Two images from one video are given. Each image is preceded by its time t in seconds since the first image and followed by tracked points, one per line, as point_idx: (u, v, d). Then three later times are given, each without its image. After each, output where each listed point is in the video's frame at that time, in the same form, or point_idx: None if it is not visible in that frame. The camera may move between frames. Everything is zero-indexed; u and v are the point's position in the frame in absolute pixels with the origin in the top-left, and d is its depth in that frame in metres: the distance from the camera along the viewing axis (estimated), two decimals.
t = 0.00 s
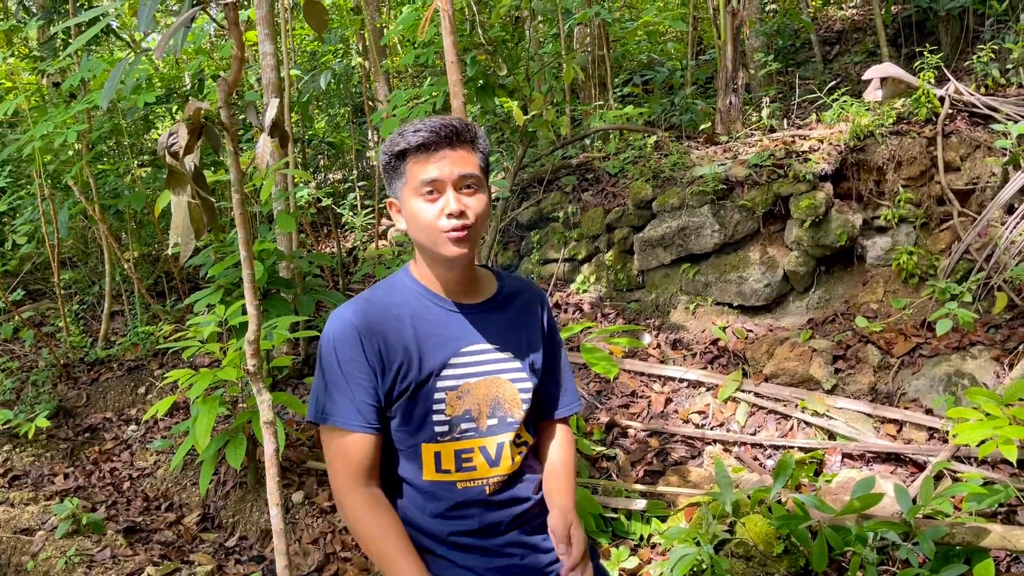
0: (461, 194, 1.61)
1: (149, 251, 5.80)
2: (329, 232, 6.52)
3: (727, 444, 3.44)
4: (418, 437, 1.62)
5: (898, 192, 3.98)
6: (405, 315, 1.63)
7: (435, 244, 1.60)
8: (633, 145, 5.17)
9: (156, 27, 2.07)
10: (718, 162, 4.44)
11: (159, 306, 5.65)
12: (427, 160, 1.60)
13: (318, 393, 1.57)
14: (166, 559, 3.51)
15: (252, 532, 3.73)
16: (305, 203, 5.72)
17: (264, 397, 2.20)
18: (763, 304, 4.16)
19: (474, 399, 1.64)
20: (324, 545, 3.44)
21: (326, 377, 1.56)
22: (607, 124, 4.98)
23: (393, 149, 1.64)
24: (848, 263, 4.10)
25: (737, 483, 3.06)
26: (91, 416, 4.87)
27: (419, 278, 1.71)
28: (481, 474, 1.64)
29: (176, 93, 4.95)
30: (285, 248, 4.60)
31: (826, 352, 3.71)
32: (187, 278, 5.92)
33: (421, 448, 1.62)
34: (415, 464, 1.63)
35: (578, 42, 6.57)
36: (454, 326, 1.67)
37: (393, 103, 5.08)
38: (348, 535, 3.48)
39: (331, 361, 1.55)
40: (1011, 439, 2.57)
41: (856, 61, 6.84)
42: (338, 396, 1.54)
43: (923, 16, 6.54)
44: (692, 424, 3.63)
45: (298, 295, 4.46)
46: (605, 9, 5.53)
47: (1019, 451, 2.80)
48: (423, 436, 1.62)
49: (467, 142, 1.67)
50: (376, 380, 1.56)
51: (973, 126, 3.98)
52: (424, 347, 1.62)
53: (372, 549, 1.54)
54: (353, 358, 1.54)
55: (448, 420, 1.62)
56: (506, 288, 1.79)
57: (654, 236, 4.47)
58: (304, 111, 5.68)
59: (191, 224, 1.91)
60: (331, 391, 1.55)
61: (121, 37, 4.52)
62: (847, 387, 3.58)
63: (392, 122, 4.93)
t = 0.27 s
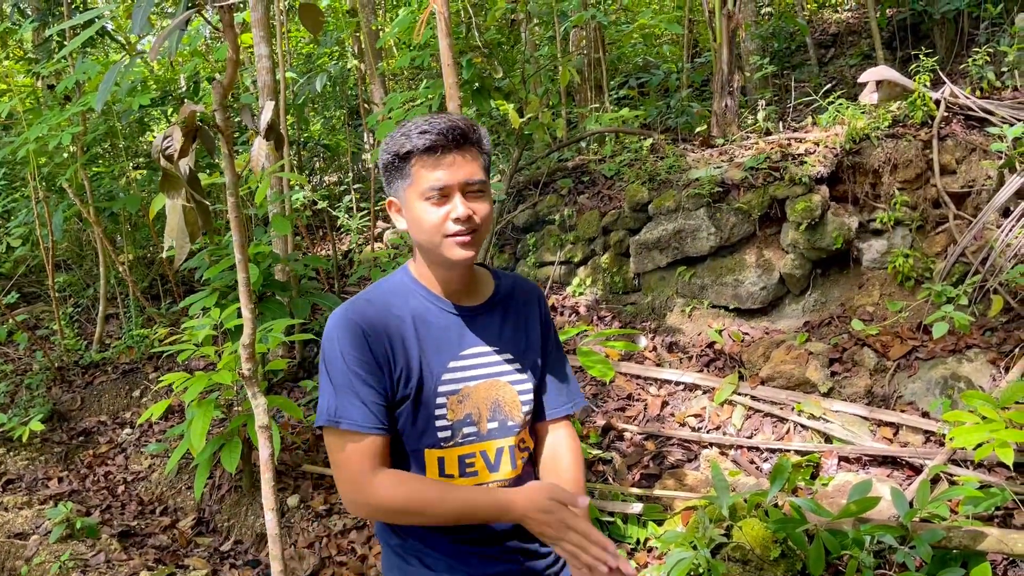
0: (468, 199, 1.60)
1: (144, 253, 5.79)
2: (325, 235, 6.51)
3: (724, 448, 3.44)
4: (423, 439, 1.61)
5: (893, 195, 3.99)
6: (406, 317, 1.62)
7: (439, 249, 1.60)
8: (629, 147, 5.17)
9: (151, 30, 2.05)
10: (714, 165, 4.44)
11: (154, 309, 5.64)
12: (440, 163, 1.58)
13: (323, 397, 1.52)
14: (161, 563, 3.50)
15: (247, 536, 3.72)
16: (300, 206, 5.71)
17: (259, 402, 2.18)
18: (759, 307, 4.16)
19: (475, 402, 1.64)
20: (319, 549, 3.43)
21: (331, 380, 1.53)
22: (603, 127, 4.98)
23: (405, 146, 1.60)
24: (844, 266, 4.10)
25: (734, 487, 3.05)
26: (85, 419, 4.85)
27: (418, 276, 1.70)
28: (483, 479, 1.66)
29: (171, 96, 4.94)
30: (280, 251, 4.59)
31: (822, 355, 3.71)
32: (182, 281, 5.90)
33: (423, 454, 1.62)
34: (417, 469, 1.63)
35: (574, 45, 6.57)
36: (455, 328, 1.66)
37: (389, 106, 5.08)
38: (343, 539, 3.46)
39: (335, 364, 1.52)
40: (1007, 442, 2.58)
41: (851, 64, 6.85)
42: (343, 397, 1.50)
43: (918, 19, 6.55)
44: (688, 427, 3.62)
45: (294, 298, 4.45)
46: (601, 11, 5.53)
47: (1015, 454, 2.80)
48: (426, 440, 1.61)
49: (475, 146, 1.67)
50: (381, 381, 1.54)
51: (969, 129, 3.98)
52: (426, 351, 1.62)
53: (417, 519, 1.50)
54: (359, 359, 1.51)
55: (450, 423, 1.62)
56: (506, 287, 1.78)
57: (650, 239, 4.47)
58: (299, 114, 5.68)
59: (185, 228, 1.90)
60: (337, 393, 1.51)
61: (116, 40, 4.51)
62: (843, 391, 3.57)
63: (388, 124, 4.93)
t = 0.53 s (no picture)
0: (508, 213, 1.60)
1: (139, 256, 5.76)
2: (321, 237, 6.49)
3: (723, 450, 3.43)
4: (433, 445, 1.60)
5: (891, 197, 3.99)
6: (413, 320, 1.58)
7: (488, 261, 1.58)
8: (626, 149, 5.17)
9: (150, 31, 2.04)
10: (711, 167, 4.44)
11: (149, 311, 5.61)
12: (516, 175, 1.55)
13: (330, 409, 1.50)
14: (157, 568, 3.47)
15: (244, 540, 3.69)
16: (296, 208, 5.70)
17: (259, 405, 2.16)
18: (758, 309, 4.15)
19: (483, 405, 1.62)
20: (317, 553, 3.41)
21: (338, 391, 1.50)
22: (600, 129, 4.98)
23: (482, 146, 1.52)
24: (842, 268, 4.10)
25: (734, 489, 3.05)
26: (80, 423, 4.82)
27: (433, 277, 1.65)
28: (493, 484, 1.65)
29: (167, 98, 4.92)
30: (277, 253, 4.57)
31: (820, 357, 3.71)
32: (177, 284, 5.88)
33: (435, 458, 1.60)
34: (427, 473, 1.61)
35: (570, 47, 6.57)
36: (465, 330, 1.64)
37: (385, 108, 5.06)
38: (341, 542, 3.44)
39: (341, 374, 1.50)
40: (1008, 444, 2.59)
41: (846, 66, 6.85)
42: (348, 409, 1.48)
43: (912, 22, 6.57)
44: (687, 430, 3.62)
45: (290, 301, 4.43)
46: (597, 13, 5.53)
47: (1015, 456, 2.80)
48: (436, 445, 1.60)
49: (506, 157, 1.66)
50: (386, 389, 1.52)
51: (966, 132, 3.99)
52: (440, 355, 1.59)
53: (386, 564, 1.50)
54: (366, 368, 1.49)
55: (460, 426, 1.60)
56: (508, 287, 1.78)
57: (648, 241, 4.46)
58: (295, 116, 5.66)
59: (185, 230, 1.88)
60: (342, 405, 1.49)
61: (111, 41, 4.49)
62: (842, 393, 3.57)
63: (384, 127, 4.92)
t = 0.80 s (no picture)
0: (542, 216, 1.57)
1: (132, 258, 5.72)
2: (316, 239, 6.46)
3: (725, 454, 3.42)
4: (477, 454, 1.46)
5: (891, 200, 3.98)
6: (472, 323, 1.40)
7: (530, 263, 1.55)
8: (624, 152, 5.16)
9: (151, 31, 2.01)
10: (710, 170, 4.42)
11: (144, 314, 5.57)
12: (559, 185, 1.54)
13: (374, 419, 1.30)
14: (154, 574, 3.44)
15: (242, 545, 3.66)
16: (292, 211, 5.66)
17: (262, 410, 2.14)
18: (758, 312, 4.14)
19: (524, 413, 1.52)
20: (316, 559, 3.38)
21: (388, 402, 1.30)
22: (597, 131, 4.96)
23: (554, 149, 1.50)
24: (842, 271, 4.09)
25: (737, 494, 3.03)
26: (74, 427, 4.77)
27: (475, 281, 1.49)
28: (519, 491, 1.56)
29: (161, 100, 4.88)
30: (273, 256, 4.53)
31: (822, 360, 3.70)
32: (172, 287, 5.84)
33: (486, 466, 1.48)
34: (466, 481, 1.48)
35: (566, 49, 6.56)
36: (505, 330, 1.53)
37: (382, 110, 5.04)
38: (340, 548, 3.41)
39: (396, 386, 1.29)
40: (1013, 448, 2.57)
41: (841, 69, 6.85)
42: (400, 425, 1.29)
43: (906, 25, 6.58)
44: (688, 434, 3.60)
45: (287, 304, 4.39)
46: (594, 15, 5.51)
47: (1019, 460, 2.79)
48: (484, 453, 1.46)
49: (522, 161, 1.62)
50: (441, 398, 1.34)
51: (965, 135, 4.00)
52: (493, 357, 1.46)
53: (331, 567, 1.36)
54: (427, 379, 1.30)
55: (509, 434, 1.47)
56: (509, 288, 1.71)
57: (647, 244, 4.44)
58: (290, 118, 5.63)
59: (189, 234, 1.86)
60: (394, 419, 1.29)
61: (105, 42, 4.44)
62: (844, 396, 3.56)
63: (381, 129, 4.89)
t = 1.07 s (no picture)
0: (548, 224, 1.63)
1: (120, 260, 5.65)
2: (306, 241, 6.41)
3: (723, 458, 3.40)
4: (507, 458, 1.46)
5: (887, 203, 3.98)
6: (510, 326, 1.41)
7: (551, 269, 1.60)
8: (617, 154, 5.14)
9: (149, 30, 1.97)
10: (706, 172, 4.41)
11: (133, 317, 5.51)
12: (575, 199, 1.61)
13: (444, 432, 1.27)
14: None
15: (235, 552, 3.61)
16: (282, 213, 5.61)
17: (261, 417, 2.11)
18: (754, 315, 4.13)
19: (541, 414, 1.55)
20: (311, 566, 3.34)
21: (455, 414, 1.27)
22: (591, 134, 4.94)
23: (586, 161, 1.56)
24: (838, 273, 4.08)
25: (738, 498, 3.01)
26: (61, 432, 4.70)
27: (504, 284, 1.51)
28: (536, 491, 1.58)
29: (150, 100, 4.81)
30: (265, 259, 4.48)
31: (819, 363, 3.69)
32: (161, 289, 5.77)
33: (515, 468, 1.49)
34: (502, 484, 1.49)
35: (557, 51, 6.54)
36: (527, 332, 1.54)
37: (375, 111, 4.99)
38: (336, 554, 3.37)
39: (461, 396, 1.27)
40: (1015, 452, 2.56)
41: (830, 73, 6.85)
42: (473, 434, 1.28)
43: (894, 29, 6.60)
44: (685, 438, 3.58)
45: (279, 307, 4.34)
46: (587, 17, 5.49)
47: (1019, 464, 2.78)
48: (515, 457, 1.47)
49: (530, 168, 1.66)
50: (497, 403, 1.34)
51: (961, 138, 3.99)
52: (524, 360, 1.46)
53: None
54: (485, 384, 1.30)
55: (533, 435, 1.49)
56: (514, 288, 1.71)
57: (642, 247, 4.42)
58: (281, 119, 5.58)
59: (188, 236, 1.83)
60: (459, 428, 1.27)
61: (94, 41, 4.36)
62: (842, 400, 3.55)
63: (374, 130, 4.84)
